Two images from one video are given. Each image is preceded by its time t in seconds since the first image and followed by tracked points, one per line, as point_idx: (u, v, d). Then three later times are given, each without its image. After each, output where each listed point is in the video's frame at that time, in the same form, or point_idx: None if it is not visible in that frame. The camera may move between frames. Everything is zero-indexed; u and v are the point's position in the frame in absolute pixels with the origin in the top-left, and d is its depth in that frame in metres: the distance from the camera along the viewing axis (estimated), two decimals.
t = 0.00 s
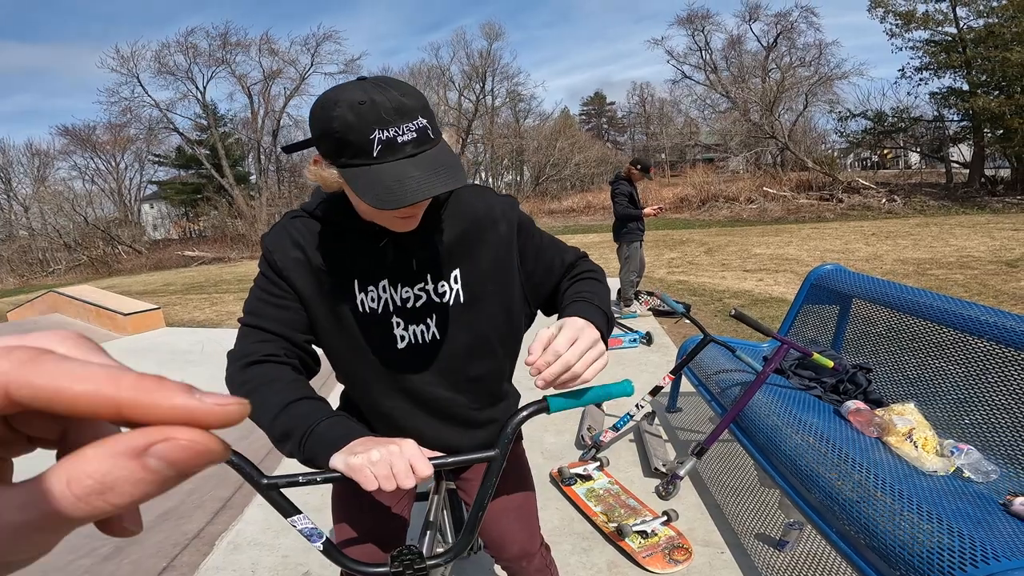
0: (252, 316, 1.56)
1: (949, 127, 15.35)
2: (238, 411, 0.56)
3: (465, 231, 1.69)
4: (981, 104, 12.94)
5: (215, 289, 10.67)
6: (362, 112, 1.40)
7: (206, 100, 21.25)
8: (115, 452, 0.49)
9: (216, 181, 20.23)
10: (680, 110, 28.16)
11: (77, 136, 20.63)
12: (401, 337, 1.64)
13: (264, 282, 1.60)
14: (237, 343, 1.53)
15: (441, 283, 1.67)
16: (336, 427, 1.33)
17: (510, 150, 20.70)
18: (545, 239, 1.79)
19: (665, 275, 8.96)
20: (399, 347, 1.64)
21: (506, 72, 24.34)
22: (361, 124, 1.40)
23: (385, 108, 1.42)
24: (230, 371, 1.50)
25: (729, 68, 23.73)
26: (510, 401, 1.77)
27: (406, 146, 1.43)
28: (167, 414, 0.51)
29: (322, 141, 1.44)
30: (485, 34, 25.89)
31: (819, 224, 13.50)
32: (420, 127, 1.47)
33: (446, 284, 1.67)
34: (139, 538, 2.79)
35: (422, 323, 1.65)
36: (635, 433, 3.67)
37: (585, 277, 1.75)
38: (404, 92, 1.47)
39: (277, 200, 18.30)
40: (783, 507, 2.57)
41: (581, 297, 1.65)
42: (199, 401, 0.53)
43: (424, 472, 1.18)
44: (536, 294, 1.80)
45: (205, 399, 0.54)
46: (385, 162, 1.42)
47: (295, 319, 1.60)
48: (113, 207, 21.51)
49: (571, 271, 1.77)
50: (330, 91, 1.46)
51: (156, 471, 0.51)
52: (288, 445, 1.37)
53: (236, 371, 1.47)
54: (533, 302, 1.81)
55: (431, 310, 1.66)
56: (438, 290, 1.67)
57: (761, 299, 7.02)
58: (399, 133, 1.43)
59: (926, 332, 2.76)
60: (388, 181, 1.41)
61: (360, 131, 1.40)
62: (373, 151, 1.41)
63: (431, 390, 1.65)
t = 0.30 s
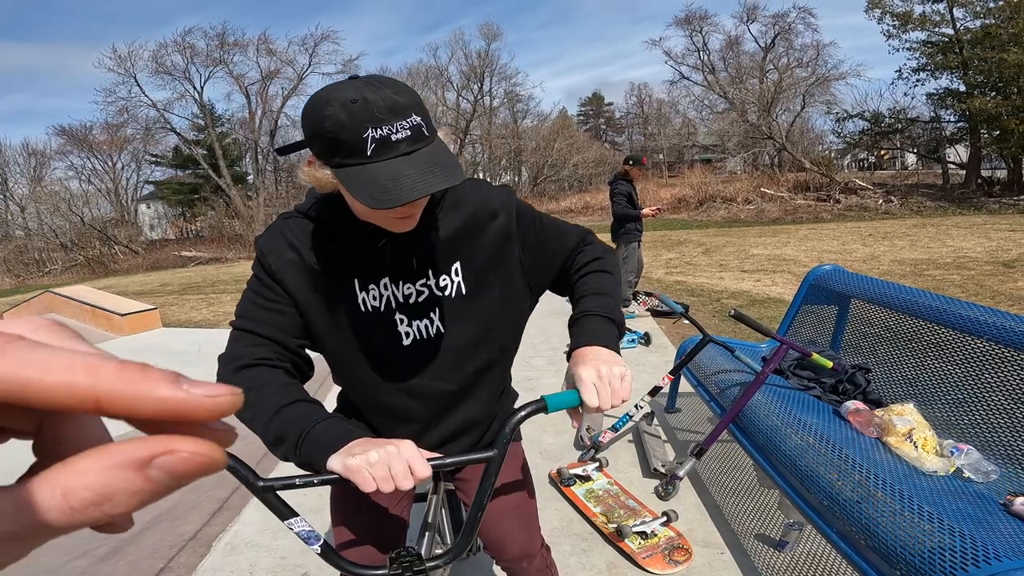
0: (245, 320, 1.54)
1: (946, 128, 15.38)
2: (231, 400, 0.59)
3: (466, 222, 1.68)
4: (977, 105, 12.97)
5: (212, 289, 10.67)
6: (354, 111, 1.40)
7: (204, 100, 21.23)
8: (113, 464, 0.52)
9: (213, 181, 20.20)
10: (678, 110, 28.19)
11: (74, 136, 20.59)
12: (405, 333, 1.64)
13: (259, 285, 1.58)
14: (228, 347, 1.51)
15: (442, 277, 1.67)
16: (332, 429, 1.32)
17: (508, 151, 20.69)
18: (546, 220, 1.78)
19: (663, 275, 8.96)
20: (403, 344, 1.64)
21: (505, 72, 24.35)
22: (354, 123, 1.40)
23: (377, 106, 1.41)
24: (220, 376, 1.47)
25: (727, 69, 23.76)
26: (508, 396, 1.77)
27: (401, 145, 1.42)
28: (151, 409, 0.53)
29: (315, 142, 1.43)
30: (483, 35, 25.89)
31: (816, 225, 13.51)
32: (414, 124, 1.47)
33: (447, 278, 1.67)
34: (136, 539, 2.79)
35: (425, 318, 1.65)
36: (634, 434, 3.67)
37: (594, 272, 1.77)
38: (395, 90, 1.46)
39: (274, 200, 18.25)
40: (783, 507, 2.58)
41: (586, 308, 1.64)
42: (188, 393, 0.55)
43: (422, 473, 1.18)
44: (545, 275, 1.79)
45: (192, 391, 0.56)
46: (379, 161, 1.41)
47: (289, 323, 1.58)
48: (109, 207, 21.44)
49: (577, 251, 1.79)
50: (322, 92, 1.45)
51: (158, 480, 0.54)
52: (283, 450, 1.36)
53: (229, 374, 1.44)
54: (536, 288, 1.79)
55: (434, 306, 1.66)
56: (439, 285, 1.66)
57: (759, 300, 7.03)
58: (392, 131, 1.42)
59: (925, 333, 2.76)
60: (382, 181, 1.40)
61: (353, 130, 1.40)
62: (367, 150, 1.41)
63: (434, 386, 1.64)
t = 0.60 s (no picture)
0: (234, 326, 1.52)
1: (943, 129, 15.42)
2: (227, 426, 0.57)
3: (472, 224, 1.68)
4: (974, 106, 13.00)
5: (210, 289, 10.66)
6: (351, 125, 1.39)
7: (201, 99, 21.21)
8: (111, 485, 0.52)
9: (211, 181, 20.16)
10: (676, 111, 28.22)
11: (70, 136, 20.54)
12: (409, 342, 1.63)
13: (252, 292, 1.57)
14: (214, 353, 1.50)
15: (445, 281, 1.66)
16: (329, 432, 1.32)
17: (505, 151, 20.69)
18: (555, 216, 1.75)
19: (661, 276, 8.97)
20: (406, 353, 1.63)
21: (503, 72, 24.36)
22: (353, 137, 1.39)
23: (377, 119, 1.40)
24: (204, 382, 1.47)
25: (725, 70, 23.79)
26: (508, 397, 1.77)
27: (404, 160, 1.42)
28: (140, 436, 0.51)
29: (313, 155, 1.43)
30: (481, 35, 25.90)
31: (814, 225, 13.52)
32: (417, 136, 1.45)
33: (450, 282, 1.66)
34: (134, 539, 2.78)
35: (430, 325, 1.64)
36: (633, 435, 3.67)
37: (620, 271, 1.69)
38: (396, 101, 1.45)
39: (272, 201, 18.21)
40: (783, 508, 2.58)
41: (612, 311, 1.59)
42: (175, 420, 0.53)
43: (426, 472, 1.17)
44: (563, 261, 1.74)
45: (182, 417, 0.53)
46: (383, 177, 1.40)
47: (279, 330, 1.57)
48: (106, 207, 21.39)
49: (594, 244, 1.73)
50: (318, 100, 1.45)
51: (156, 500, 0.55)
52: (277, 455, 1.35)
53: (214, 382, 1.44)
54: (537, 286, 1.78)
55: (437, 312, 1.65)
56: (442, 289, 1.65)
57: (758, 300, 7.04)
58: (395, 144, 1.41)
59: (925, 332, 2.77)
60: (385, 199, 1.39)
61: (351, 144, 1.39)
62: (369, 167, 1.40)
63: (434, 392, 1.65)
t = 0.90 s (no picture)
0: (226, 321, 1.51)
1: (940, 130, 15.45)
2: (144, 419, 0.63)
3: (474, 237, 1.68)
4: (971, 107, 13.05)
5: (207, 290, 10.63)
6: (389, 129, 1.37)
7: (199, 100, 21.18)
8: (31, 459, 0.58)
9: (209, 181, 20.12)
10: (674, 112, 28.26)
11: (68, 136, 20.52)
12: (403, 351, 1.62)
13: (248, 286, 1.55)
14: (204, 348, 1.49)
15: (445, 291, 1.64)
16: (323, 430, 1.31)
17: (504, 152, 20.70)
18: (556, 239, 1.76)
19: (660, 276, 8.97)
20: (400, 362, 1.62)
21: (501, 73, 24.35)
22: (389, 142, 1.37)
23: (416, 127, 1.39)
24: (193, 378, 1.46)
25: (723, 71, 23.83)
26: (503, 406, 1.76)
27: (434, 172, 1.41)
28: (53, 423, 0.58)
29: (341, 152, 1.41)
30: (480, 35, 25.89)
31: (811, 226, 13.55)
32: (450, 149, 1.44)
33: (450, 293, 1.65)
34: (131, 540, 2.77)
35: (426, 335, 1.63)
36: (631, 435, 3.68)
37: (593, 296, 1.72)
38: (436, 110, 1.43)
39: (270, 201, 18.18)
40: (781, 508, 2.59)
41: (580, 328, 1.61)
42: (98, 410, 0.60)
43: (416, 481, 1.17)
44: (549, 281, 1.76)
45: (104, 407, 0.61)
46: (414, 186, 1.40)
47: (270, 327, 1.55)
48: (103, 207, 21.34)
49: (584, 271, 1.76)
50: (355, 100, 1.42)
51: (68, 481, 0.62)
52: (270, 454, 1.35)
53: (201, 379, 1.44)
54: (531, 303, 1.80)
55: (435, 321, 1.64)
56: (441, 299, 1.64)
57: (756, 301, 7.04)
58: (429, 156, 1.41)
59: (922, 333, 2.77)
60: (407, 210, 1.39)
61: (384, 149, 1.37)
62: (398, 175, 1.39)
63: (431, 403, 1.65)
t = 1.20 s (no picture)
0: (226, 306, 1.50)
1: (938, 131, 15.47)
2: (170, 439, 0.55)
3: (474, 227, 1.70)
4: (969, 108, 13.07)
5: (205, 291, 10.61)
6: (392, 114, 1.38)
7: (198, 100, 21.17)
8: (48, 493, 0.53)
9: (207, 182, 20.10)
10: (673, 113, 28.28)
11: (66, 137, 20.50)
12: (402, 336, 1.63)
13: (250, 271, 1.54)
14: (203, 332, 1.47)
15: (444, 277, 1.66)
16: (313, 429, 1.31)
17: (503, 153, 20.71)
18: (551, 231, 1.77)
19: (658, 278, 8.98)
20: (399, 346, 1.63)
21: (501, 74, 24.36)
22: (389, 126, 1.39)
23: (417, 113, 1.40)
24: (191, 361, 1.45)
25: (722, 72, 23.86)
26: (499, 398, 1.78)
27: (429, 156, 1.42)
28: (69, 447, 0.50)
29: (343, 135, 1.42)
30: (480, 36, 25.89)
31: (810, 227, 13.56)
32: (447, 136, 1.45)
33: (449, 279, 1.67)
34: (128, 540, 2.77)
35: (425, 322, 1.64)
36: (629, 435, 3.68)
37: (586, 287, 1.70)
38: (437, 99, 1.45)
39: (269, 201, 18.16)
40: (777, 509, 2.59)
41: (569, 318, 1.61)
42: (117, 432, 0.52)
43: (403, 479, 1.19)
44: (543, 276, 1.77)
45: (120, 429, 0.52)
46: (406, 170, 1.40)
47: (270, 313, 1.54)
48: (102, 207, 21.32)
49: (578, 261, 1.76)
50: (362, 86, 1.45)
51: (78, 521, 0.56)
52: (258, 447, 1.35)
53: (199, 363, 1.43)
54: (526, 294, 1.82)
55: (434, 308, 1.65)
56: (441, 286, 1.66)
57: (754, 302, 7.05)
58: (425, 141, 1.42)
59: (919, 334, 2.78)
60: (401, 193, 1.39)
61: (385, 132, 1.39)
62: (394, 156, 1.40)
63: (431, 390, 1.65)
